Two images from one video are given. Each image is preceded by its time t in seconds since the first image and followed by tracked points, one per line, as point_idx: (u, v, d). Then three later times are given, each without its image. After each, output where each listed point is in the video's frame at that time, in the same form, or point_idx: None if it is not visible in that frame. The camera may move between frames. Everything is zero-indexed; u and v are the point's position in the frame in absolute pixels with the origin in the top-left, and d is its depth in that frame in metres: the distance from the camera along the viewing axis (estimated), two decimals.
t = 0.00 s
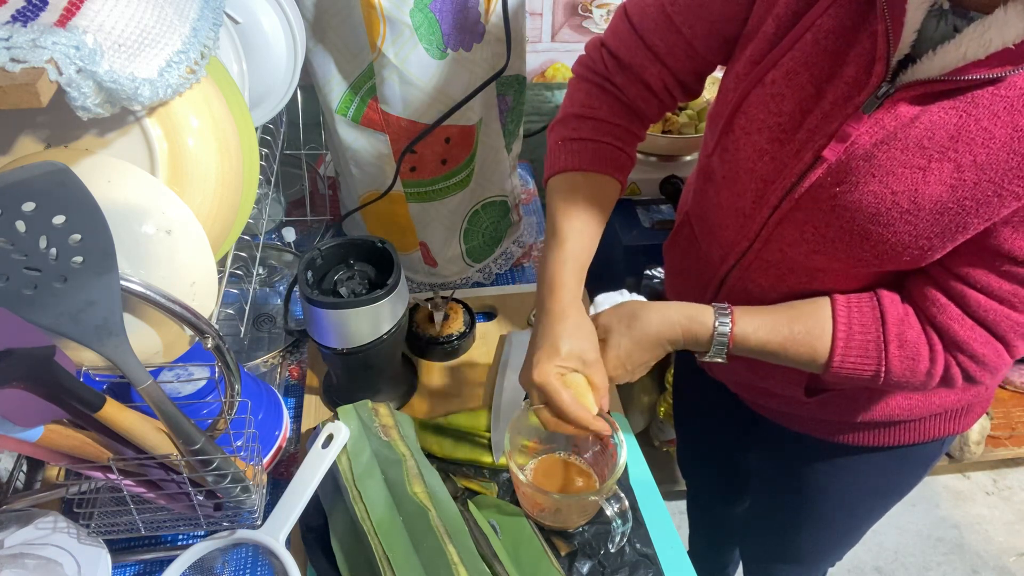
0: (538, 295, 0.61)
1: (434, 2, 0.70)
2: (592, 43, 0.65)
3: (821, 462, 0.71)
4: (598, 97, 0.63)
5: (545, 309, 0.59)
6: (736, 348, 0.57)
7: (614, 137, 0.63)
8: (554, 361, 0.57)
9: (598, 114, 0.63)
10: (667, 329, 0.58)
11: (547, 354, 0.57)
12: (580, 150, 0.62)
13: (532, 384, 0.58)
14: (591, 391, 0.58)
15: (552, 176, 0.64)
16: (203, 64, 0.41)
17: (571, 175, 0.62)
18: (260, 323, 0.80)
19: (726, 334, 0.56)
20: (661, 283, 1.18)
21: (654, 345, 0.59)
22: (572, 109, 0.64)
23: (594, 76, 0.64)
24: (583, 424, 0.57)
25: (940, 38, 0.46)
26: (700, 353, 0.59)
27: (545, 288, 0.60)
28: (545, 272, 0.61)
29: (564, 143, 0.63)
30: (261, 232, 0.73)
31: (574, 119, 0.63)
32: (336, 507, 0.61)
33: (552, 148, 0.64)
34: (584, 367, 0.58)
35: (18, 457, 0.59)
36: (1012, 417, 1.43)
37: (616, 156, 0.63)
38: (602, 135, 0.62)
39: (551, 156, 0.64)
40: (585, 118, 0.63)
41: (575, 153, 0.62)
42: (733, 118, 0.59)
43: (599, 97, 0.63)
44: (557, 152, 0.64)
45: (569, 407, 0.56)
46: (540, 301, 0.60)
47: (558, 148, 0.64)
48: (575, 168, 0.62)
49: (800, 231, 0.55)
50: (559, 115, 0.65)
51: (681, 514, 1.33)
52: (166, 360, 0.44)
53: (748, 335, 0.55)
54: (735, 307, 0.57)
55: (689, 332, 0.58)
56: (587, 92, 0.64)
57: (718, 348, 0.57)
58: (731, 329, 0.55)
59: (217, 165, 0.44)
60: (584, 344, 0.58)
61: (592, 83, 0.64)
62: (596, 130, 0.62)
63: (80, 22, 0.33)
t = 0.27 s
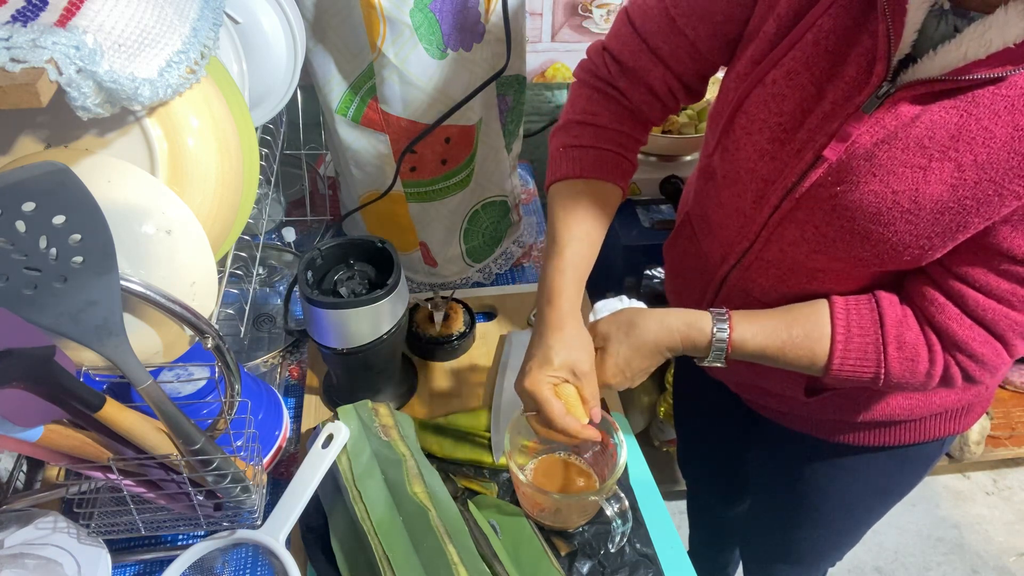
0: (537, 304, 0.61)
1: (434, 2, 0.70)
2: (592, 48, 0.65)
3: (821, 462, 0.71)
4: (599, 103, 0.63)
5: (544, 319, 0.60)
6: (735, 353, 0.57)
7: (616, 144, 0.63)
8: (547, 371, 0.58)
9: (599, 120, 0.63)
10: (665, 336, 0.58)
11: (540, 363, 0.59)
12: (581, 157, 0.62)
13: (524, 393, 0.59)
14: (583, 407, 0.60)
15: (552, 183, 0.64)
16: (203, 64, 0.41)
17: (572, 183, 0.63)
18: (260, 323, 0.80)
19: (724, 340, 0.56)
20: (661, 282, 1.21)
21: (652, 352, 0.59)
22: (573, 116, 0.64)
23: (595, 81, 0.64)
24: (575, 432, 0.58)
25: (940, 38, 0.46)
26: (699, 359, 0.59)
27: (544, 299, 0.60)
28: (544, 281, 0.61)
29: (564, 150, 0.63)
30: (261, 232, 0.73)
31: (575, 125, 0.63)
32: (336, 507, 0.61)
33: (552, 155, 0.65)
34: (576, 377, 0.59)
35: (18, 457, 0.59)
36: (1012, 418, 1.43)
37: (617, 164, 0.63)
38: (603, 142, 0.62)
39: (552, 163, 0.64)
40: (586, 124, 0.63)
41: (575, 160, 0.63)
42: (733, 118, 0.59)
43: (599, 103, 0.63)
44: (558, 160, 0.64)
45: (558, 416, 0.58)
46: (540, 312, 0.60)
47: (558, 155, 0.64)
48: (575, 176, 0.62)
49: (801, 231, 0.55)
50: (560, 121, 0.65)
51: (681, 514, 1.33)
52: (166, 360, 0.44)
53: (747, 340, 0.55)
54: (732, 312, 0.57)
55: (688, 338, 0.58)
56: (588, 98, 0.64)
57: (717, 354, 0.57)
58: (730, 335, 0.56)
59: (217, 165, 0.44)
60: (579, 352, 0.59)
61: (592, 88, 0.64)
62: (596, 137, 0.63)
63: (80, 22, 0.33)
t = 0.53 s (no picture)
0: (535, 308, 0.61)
1: (434, 2, 0.70)
2: (592, 51, 0.65)
3: (821, 462, 0.71)
4: (599, 106, 0.63)
5: (543, 321, 0.60)
6: (733, 354, 0.57)
7: (615, 147, 0.63)
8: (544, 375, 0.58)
9: (599, 123, 0.63)
10: (663, 338, 0.58)
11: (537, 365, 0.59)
12: (581, 160, 0.62)
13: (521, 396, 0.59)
14: (579, 409, 0.59)
15: (552, 186, 0.64)
16: (202, 64, 0.41)
17: (571, 186, 0.63)
18: (260, 323, 0.80)
19: (722, 340, 0.56)
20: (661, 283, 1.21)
21: (651, 354, 0.59)
22: (573, 118, 0.64)
23: (595, 84, 0.64)
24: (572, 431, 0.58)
25: (938, 38, 0.46)
26: (698, 360, 0.59)
27: (543, 303, 0.60)
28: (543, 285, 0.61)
29: (564, 153, 0.63)
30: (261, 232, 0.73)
31: (575, 127, 0.64)
32: (336, 507, 0.61)
33: (552, 158, 0.65)
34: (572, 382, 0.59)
35: (18, 457, 0.59)
36: (1012, 418, 1.43)
37: (617, 167, 0.63)
38: (602, 144, 0.63)
39: (551, 166, 0.64)
40: (586, 127, 0.63)
41: (575, 163, 0.63)
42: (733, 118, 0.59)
43: (599, 106, 0.64)
44: (557, 163, 0.64)
45: (554, 419, 0.57)
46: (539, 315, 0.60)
47: (558, 158, 0.64)
48: (575, 179, 0.62)
49: (800, 231, 0.55)
50: (559, 124, 0.65)
51: (682, 514, 1.33)
52: (166, 360, 0.44)
53: (745, 341, 0.55)
54: (730, 313, 0.57)
55: (686, 340, 0.58)
56: (588, 101, 0.64)
57: (715, 354, 0.57)
58: (728, 335, 0.56)
59: (217, 166, 0.44)
60: (576, 355, 0.59)
61: (592, 91, 0.64)
62: (596, 139, 0.63)
63: (80, 22, 0.33)
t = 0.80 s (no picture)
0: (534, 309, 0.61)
1: (434, 2, 0.70)
2: (592, 52, 0.65)
3: (821, 462, 0.71)
4: (598, 107, 0.63)
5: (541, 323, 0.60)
6: (730, 354, 0.57)
7: (614, 148, 0.63)
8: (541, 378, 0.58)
9: (598, 124, 0.63)
10: (660, 339, 0.58)
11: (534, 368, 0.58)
12: (580, 161, 0.62)
13: (517, 399, 0.59)
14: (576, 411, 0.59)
15: (551, 187, 0.64)
16: (203, 64, 0.41)
17: (570, 187, 0.63)
18: (260, 323, 0.80)
19: (719, 342, 0.56)
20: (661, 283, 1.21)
21: (648, 355, 0.59)
22: (572, 119, 0.64)
23: (594, 85, 0.64)
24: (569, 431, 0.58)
25: (938, 39, 0.46)
26: (696, 361, 0.59)
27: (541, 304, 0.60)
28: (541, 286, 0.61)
29: (564, 154, 0.63)
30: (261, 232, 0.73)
31: (574, 128, 0.64)
32: (336, 507, 0.61)
33: (552, 159, 0.64)
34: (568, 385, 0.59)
35: (18, 457, 0.59)
36: (1012, 417, 1.43)
37: (616, 168, 0.63)
38: (601, 145, 0.63)
39: (550, 167, 0.64)
40: (585, 127, 0.63)
41: (574, 164, 0.63)
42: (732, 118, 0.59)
43: (599, 106, 0.64)
44: (557, 164, 0.64)
45: (550, 422, 0.57)
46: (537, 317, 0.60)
47: (558, 159, 0.64)
48: (574, 180, 0.62)
49: (798, 231, 0.55)
50: (558, 126, 0.65)
51: (682, 514, 1.33)
52: (166, 360, 0.44)
53: (742, 341, 0.55)
54: (728, 313, 0.57)
55: (683, 341, 0.58)
56: (587, 101, 0.64)
57: (713, 355, 0.57)
58: (725, 336, 0.56)
59: (217, 166, 0.44)
60: (572, 358, 0.59)
61: (592, 91, 0.64)
62: (595, 141, 0.63)
63: (80, 22, 0.33)
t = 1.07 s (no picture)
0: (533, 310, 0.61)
1: (434, 2, 0.70)
2: (592, 53, 0.65)
3: (821, 463, 0.71)
4: (598, 107, 0.63)
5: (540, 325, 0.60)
6: (729, 355, 0.57)
7: (614, 149, 0.63)
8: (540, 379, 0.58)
9: (598, 125, 0.63)
10: (659, 339, 0.58)
11: (533, 370, 0.59)
12: (580, 162, 0.62)
13: (516, 400, 0.59)
14: (575, 412, 0.59)
15: (551, 188, 0.64)
16: (203, 64, 0.41)
17: (569, 188, 0.63)
18: (260, 323, 0.80)
19: (718, 342, 0.56)
20: (661, 283, 1.21)
21: (647, 355, 0.59)
22: (572, 120, 0.64)
23: (593, 86, 0.64)
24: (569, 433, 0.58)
25: (937, 39, 0.46)
26: (694, 361, 0.59)
27: (540, 306, 0.60)
28: (540, 287, 0.61)
29: (563, 155, 0.63)
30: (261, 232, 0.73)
31: (574, 129, 0.63)
32: (336, 507, 0.61)
33: (551, 160, 0.64)
34: (567, 386, 0.59)
35: (18, 457, 0.59)
36: (1012, 418, 1.43)
37: (617, 169, 0.63)
38: (601, 146, 0.63)
39: (550, 168, 0.64)
40: (585, 128, 0.63)
41: (574, 165, 0.62)
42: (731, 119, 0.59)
43: (598, 107, 0.63)
44: (557, 165, 0.64)
45: (548, 424, 0.57)
46: (536, 318, 0.60)
47: (558, 160, 0.64)
48: (574, 181, 0.62)
49: (797, 232, 0.55)
50: (558, 126, 0.65)
51: (682, 514, 1.33)
52: (166, 360, 0.44)
53: (741, 342, 0.55)
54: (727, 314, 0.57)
55: (682, 341, 0.58)
56: (587, 102, 0.64)
57: (712, 356, 0.57)
58: (724, 336, 0.56)
59: (217, 166, 0.44)
60: (571, 359, 0.59)
61: (591, 92, 0.64)
62: (595, 141, 0.63)
63: (80, 22, 0.33)
